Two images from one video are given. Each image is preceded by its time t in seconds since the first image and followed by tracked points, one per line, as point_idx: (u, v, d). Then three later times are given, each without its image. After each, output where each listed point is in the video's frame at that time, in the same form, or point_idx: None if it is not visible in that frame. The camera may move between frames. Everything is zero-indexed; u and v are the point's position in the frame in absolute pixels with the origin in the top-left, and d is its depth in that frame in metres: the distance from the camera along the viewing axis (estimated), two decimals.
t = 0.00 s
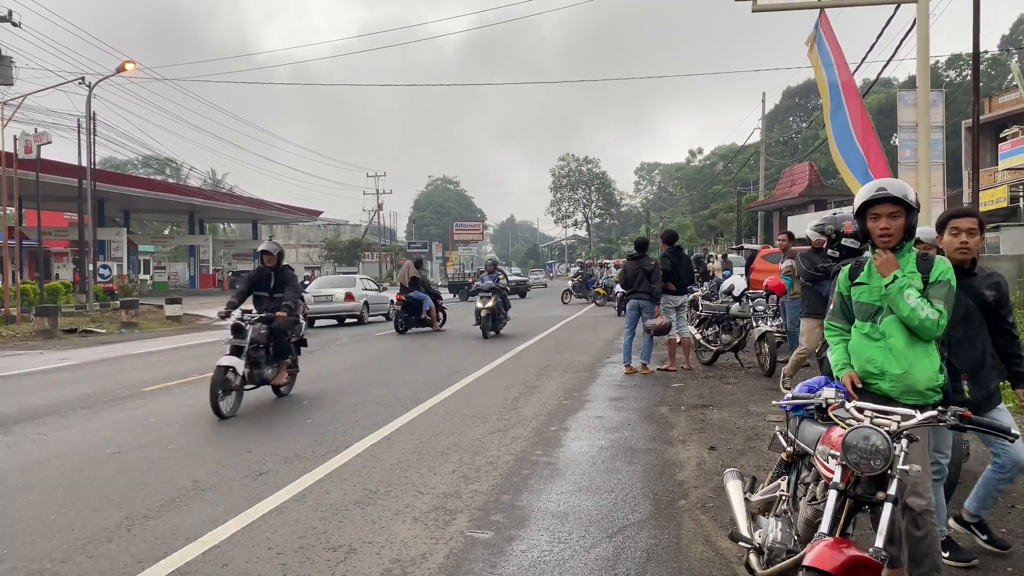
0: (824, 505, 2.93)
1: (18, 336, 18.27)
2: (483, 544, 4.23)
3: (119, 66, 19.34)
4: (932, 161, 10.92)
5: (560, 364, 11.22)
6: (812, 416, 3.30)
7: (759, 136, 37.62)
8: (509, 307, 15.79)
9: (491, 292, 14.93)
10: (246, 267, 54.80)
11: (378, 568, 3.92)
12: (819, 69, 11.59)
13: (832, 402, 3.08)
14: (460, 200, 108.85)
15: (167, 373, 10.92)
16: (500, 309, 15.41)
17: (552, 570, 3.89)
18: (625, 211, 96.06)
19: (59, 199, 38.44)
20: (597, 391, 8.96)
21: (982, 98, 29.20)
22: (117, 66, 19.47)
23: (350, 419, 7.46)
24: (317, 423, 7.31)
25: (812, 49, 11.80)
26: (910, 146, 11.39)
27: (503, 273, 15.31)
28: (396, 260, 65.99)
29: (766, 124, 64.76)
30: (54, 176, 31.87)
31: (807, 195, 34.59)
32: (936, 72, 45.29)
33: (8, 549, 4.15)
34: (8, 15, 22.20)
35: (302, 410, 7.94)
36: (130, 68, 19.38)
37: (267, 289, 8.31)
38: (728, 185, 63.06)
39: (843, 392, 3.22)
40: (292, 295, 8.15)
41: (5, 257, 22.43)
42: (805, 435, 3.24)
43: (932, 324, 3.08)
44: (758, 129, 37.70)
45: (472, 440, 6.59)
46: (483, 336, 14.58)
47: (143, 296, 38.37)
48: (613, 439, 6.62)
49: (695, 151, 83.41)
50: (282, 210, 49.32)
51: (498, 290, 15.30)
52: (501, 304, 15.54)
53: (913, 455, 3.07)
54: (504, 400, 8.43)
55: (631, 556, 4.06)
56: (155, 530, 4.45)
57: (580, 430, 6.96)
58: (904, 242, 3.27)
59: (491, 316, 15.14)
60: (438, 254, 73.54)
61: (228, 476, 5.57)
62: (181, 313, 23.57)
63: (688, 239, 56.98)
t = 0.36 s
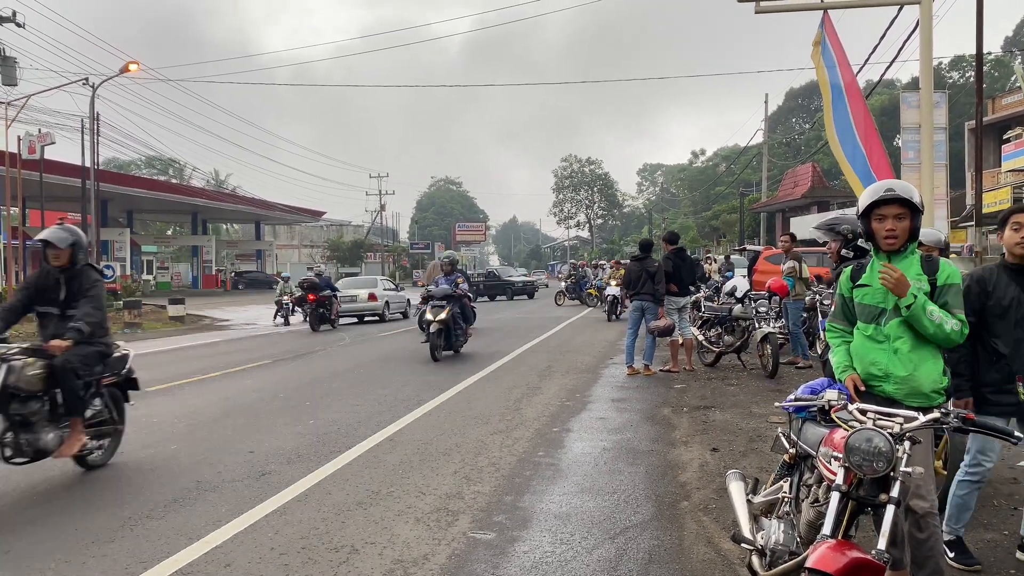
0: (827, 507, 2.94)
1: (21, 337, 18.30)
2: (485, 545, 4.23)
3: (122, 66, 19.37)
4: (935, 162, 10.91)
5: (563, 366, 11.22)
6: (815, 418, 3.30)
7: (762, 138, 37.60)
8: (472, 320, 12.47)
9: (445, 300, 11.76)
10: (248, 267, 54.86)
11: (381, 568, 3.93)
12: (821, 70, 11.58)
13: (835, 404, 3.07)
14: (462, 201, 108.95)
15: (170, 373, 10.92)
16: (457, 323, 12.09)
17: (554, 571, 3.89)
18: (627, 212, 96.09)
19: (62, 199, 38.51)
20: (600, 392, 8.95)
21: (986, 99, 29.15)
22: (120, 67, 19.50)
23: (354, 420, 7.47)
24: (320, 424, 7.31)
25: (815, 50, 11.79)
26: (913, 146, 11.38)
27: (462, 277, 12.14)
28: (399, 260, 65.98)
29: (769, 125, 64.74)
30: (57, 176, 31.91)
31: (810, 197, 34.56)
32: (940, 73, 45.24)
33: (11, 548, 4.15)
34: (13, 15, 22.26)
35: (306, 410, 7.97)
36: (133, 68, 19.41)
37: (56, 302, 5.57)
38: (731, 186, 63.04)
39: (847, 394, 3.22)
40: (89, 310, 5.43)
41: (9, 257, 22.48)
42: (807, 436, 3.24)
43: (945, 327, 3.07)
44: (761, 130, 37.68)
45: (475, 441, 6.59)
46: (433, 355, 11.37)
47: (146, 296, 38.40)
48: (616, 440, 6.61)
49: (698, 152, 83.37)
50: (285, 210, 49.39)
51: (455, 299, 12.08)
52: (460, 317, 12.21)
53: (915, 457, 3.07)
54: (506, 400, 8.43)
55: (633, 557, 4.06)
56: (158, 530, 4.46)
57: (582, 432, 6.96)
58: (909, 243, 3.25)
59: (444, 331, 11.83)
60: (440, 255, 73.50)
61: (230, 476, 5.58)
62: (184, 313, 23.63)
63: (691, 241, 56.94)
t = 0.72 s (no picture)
0: (831, 509, 2.94)
1: (25, 337, 18.34)
2: (489, 546, 4.24)
3: (126, 68, 19.43)
4: (938, 164, 10.90)
5: (565, 367, 11.23)
6: (820, 419, 3.30)
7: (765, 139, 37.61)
8: (403, 344, 9.33)
9: (364, 317, 8.61)
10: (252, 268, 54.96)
11: (384, 569, 3.93)
12: (825, 71, 11.56)
13: (838, 406, 3.07)
14: (465, 202, 109.09)
15: (173, 373, 10.94)
16: (381, 349, 8.88)
17: (558, 571, 3.89)
18: (630, 213, 96.14)
19: (66, 199, 38.60)
20: (603, 394, 8.95)
21: (990, 100, 29.12)
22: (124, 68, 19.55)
23: (357, 421, 7.48)
24: (323, 425, 7.31)
25: (818, 52, 11.77)
26: (917, 148, 11.36)
27: (391, 287, 8.98)
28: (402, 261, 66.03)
29: (772, 126, 64.75)
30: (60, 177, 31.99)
31: (813, 198, 34.55)
32: (943, 74, 45.21)
33: (15, 549, 4.17)
34: (17, 16, 22.30)
35: (308, 411, 7.98)
36: (136, 69, 19.46)
37: None
38: (734, 188, 63.01)
39: (850, 396, 3.22)
40: None
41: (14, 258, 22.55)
42: (811, 438, 3.24)
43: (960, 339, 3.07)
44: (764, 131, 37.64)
45: (478, 442, 6.60)
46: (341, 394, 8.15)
47: (149, 296, 38.48)
48: (618, 442, 6.62)
49: (700, 153, 83.38)
50: (288, 211, 49.45)
51: (379, 315, 8.88)
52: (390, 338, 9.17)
53: (919, 459, 3.07)
54: (509, 401, 8.44)
55: (637, 559, 4.06)
56: (161, 530, 4.47)
57: (585, 433, 6.96)
58: (910, 249, 3.25)
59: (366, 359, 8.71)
60: (443, 255, 73.56)
61: (233, 476, 5.58)
62: (188, 313, 23.69)
63: (694, 242, 56.95)
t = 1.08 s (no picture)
0: (833, 509, 2.94)
1: (28, 337, 18.35)
2: (490, 546, 4.24)
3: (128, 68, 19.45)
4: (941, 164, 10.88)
5: (567, 367, 11.21)
6: (821, 420, 3.30)
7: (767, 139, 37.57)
8: (257, 394, 5.87)
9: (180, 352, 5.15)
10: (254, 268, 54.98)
11: (386, 569, 3.93)
12: (826, 71, 11.57)
13: (840, 406, 3.06)
14: (468, 202, 109.13)
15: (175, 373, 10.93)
16: (209, 405, 5.38)
17: (559, 571, 3.89)
18: (632, 214, 96.11)
19: (69, 200, 38.62)
20: (604, 394, 8.94)
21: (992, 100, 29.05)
22: (127, 68, 19.57)
23: (358, 421, 7.48)
24: (324, 425, 7.30)
25: (820, 51, 11.78)
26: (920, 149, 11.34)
27: (231, 302, 5.55)
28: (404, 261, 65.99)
29: (774, 126, 64.66)
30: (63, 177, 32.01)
31: (815, 198, 34.50)
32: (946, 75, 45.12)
33: (16, 549, 4.17)
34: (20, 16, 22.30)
35: (310, 411, 7.98)
36: (139, 69, 19.47)
37: None
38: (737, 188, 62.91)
39: (852, 397, 3.21)
40: None
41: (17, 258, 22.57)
42: (813, 438, 3.25)
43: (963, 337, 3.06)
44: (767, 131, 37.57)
45: (480, 443, 6.59)
46: (122, 489, 4.80)
47: (151, 297, 38.50)
48: (620, 442, 6.60)
49: (703, 154, 83.31)
50: (290, 211, 49.45)
51: (214, 348, 5.41)
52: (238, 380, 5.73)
53: (920, 459, 3.07)
54: (511, 402, 8.43)
55: (639, 559, 4.06)
56: (162, 530, 4.47)
57: (586, 434, 6.95)
58: (910, 249, 3.24)
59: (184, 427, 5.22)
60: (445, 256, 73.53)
61: (234, 476, 5.58)
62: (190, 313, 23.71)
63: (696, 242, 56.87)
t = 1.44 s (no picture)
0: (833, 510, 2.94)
1: (29, 338, 18.37)
2: (490, 547, 4.23)
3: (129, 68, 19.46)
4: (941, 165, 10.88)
5: (568, 367, 11.21)
6: (821, 420, 3.30)
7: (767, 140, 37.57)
8: None
9: None
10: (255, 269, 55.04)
11: (386, 569, 3.93)
12: (826, 70, 11.56)
13: (840, 407, 3.05)
14: (469, 203, 109.22)
15: (175, 374, 10.94)
16: None
17: (559, 572, 3.90)
18: (633, 214, 96.13)
19: (70, 201, 38.65)
20: (605, 395, 8.94)
21: (993, 101, 29.02)
22: (128, 69, 19.59)
23: (359, 421, 7.48)
24: (325, 425, 7.30)
25: (819, 51, 11.78)
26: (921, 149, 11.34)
27: None
28: (405, 262, 66.04)
29: (775, 127, 64.64)
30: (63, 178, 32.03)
31: (816, 199, 34.50)
32: (947, 76, 45.08)
33: (16, 549, 4.16)
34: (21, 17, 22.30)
35: (310, 412, 7.98)
36: (139, 70, 19.49)
37: None
38: (738, 189, 62.87)
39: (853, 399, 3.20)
40: None
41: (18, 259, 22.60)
42: (813, 439, 3.24)
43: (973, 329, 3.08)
44: (767, 132, 37.56)
45: (480, 443, 6.60)
46: None
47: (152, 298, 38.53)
48: (621, 443, 6.60)
49: (704, 154, 83.29)
50: (292, 212, 49.49)
51: None
52: None
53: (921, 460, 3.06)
54: (511, 402, 8.43)
55: (638, 560, 4.06)
56: (162, 530, 4.47)
57: (586, 434, 6.95)
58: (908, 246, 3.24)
59: None
60: (445, 256, 73.52)
61: (234, 477, 5.58)
62: (191, 314, 23.73)
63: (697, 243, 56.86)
